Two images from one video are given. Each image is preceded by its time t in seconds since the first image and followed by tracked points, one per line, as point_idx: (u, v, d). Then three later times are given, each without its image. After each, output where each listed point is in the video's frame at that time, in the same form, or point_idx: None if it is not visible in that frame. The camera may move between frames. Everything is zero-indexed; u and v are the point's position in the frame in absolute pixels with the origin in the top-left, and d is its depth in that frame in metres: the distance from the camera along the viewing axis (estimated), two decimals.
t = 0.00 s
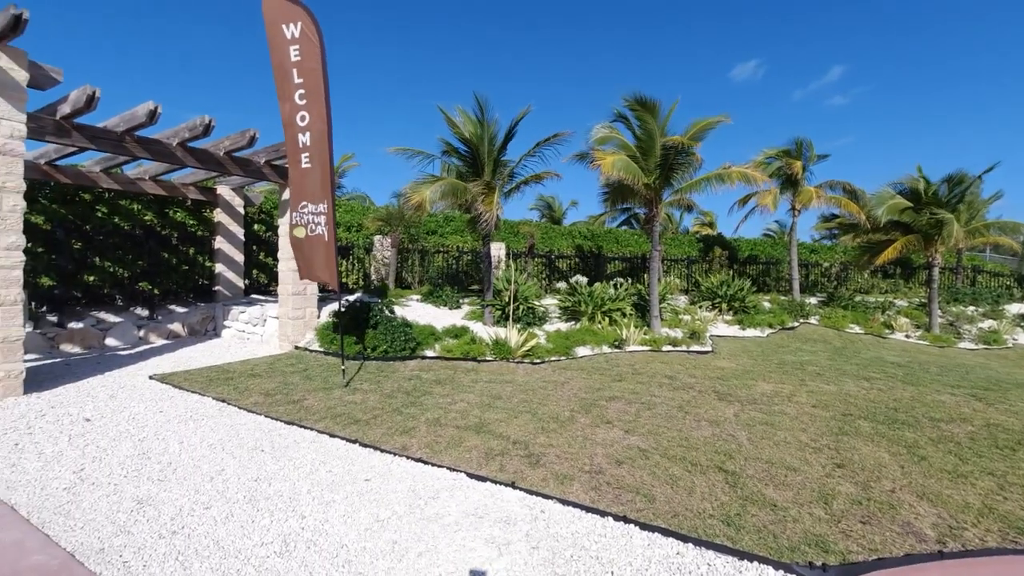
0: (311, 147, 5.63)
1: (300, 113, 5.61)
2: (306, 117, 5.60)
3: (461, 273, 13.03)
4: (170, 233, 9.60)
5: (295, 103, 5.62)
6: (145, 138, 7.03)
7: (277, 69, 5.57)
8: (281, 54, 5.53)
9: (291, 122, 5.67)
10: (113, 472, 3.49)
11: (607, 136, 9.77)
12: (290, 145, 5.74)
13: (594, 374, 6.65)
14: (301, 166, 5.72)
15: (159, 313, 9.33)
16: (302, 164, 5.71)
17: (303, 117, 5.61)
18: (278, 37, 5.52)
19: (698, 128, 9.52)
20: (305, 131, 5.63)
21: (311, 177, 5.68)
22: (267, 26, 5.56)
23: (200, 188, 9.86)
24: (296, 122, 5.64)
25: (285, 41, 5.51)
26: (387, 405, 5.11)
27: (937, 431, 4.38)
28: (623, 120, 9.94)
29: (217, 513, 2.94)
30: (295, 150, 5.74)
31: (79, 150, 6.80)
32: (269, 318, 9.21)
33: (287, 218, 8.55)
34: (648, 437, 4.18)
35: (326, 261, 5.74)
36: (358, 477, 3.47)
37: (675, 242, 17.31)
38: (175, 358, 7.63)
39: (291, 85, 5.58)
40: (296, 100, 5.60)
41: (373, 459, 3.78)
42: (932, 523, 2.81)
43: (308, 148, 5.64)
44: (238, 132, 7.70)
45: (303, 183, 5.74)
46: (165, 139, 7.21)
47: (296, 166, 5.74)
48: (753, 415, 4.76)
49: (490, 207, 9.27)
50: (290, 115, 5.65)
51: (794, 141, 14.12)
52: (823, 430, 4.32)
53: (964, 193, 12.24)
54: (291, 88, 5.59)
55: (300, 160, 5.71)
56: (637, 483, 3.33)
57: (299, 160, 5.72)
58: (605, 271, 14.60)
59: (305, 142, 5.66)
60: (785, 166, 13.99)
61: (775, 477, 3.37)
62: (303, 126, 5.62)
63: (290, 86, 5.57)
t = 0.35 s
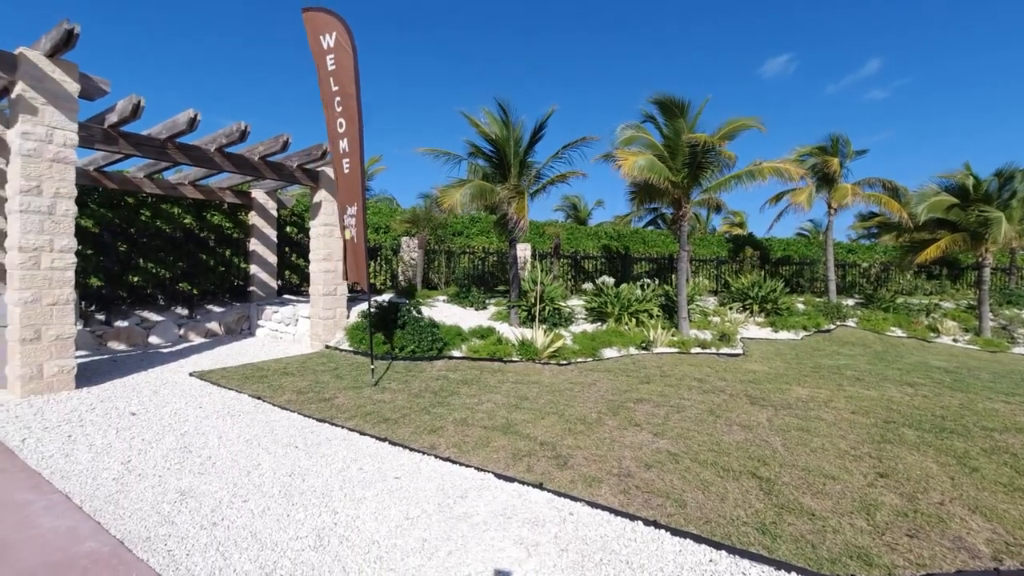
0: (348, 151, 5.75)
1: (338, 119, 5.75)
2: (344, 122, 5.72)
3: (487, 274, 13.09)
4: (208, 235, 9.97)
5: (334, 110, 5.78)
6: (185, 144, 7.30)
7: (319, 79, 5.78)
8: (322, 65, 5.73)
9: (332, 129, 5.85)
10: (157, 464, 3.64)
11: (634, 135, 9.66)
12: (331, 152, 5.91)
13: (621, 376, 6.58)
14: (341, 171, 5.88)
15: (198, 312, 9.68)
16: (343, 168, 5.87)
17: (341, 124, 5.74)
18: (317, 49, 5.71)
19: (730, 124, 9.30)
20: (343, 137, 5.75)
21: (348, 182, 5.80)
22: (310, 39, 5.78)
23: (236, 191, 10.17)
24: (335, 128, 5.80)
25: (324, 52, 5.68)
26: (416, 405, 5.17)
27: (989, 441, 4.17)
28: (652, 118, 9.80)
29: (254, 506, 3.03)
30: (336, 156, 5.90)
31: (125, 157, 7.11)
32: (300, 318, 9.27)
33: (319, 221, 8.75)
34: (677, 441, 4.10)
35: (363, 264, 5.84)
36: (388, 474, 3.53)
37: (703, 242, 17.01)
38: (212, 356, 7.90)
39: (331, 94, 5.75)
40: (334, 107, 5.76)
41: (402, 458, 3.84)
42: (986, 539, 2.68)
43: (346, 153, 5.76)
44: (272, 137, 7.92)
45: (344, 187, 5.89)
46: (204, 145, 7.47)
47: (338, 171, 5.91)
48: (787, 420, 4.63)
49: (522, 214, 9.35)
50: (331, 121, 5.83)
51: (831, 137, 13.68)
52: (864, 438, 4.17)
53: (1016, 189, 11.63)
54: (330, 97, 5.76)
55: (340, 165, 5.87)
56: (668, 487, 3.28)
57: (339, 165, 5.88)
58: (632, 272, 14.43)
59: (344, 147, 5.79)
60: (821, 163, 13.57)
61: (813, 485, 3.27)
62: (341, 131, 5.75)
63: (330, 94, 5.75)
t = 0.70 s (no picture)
0: (363, 156, 5.83)
1: (354, 125, 5.85)
2: (359, 128, 5.81)
3: (513, 275, 13.10)
4: (243, 237, 10.28)
5: (350, 116, 5.88)
6: (222, 150, 7.54)
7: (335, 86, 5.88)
8: (336, 74, 5.84)
9: (348, 135, 5.96)
10: (197, 457, 3.77)
11: (661, 134, 9.54)
12: (348, 157, 6.02)
13: (649, 378, 6.48)
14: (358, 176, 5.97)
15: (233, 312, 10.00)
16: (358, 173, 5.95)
17: (356, 130, 5.83)
18: (332, 58, 5.83)
19: (762, 123, 9.06)
20: (359, 142, 5.84)
21: (365, 187, 5.89)
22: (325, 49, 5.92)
23: (269, 195, 10.46)
24: (351, 134, 5.89)
25: (338, 60, 5.79)
26: (443, 405, 5.21)
27: None
28: (680, 118, 9.66)
29: (288, 501, 3.11)
30: (353, 161, 6.01)
31: (166, 163, 7.39)
32: (331, 318, 9.42)
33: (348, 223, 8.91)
34: (708, 446, 4.02)
35: (380, 267, 5.89)
36: (416, 473, 3.57)
37: (733, 243, 16.67)
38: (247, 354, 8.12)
39: (346, 101, 5.86)
40: (350, 114, 5.86)
41: (430, 457, 3.87)
42: None
43: (361, 158, 5.84)
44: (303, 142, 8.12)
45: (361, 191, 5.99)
46: (240, 150, 7.71)
47: (355, 176, 6.00)
48: (824, 427, 4.48)
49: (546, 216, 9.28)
50: (347, 127, 5.94)
51: (869, 133, 13.19)
52: (908, 447, 4.00)
53: None
54: (346, 103, 5.86)
55: (356, 171, 5.97)
56: (699, 493, 3.22)
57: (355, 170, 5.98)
58: (660, 272, 14.22)
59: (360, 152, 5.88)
60: (859, 160, 13.09)
61: (853, 495, 3.16)
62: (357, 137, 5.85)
63: (345, 101, 5.85)
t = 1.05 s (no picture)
0: (388, 158, 5.90)
1: (378, 127, 5.92)
2: (385, 130, 5.89)
3: (539, 275, 13.08)
4: (276, 239, 10.55)
5: (374, 118, 5.95)
6: (258, 155, 7.79)
7: (359, 89, 5.94)
8: (361, 77, 5.91)
9: (369, 137, 6.00)
10: (234, 452, 3.89)
11: (691, 132, 9.35)
12: (368, 159, 6.05)
13: (678, 381, 6.37)
14: (379, 178, 6.01)
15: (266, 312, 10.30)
16: (381, 175, 5.99)
17: (382, 132, 5.90)
18: (357, 61, 5.91)
19: (794, 119, 8.81)
20: (384, 144, 5.91)
21: (389, 188, 5.96)
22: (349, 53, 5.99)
23: (301, 198, 10.73)
24: (374, 136, 5.94)
25: (365, 63, 5.88)
26: (470, 405, 5.23)
27: None
28: (709, 116, 9.48)
29: (321, 497, 3.17)
30: (374, 163, 6.04)
31: (204, 168, 7.66)
32: (359, 319, 9.57)
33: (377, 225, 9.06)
34: (740, 451, 3.93)
35: (408, 269, 5.92)
36: (444, 473, 3.59)
37: (765, 243, 16.25)
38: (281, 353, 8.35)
39: (370, 103, 5.92)
40: (374, 116, 5.93)
41: (457, 457, 3.89)
42: None
43: (386, 159, 5.91)
44: (334, 146, 8.31)
45: (382, 193, 6.03)
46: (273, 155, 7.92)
47: (376, 178, 6.03)
48: (864, 435, 4.31)
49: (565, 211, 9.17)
50: (369, 130, 5.98)
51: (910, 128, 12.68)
52: (958, 458, 3.81)
53: None
54: (369, 106, 5.94)
55: (377, 172, 6.01)
56: (732, 500, 3.14)
57: (377, 171, 6.01)
58: (688, 273, 13.96)
59: (383, 154, 5.95)
60: (899, 156, 12.58)
61: (898, 507, 3.03)
62: (382, 139, 5.91)
63: (370, 103, 5.91)
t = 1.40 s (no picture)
0: (428, 160, 5.99)
1: (419, 129, 6.02)
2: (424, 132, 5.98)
3: (563, 276, 13.03)
4: (305, 241, 10.81)
5: (415, 121, 6.07)
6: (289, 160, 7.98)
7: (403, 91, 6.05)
8: (404, 79, 6.01)
9: (412, 138, 6.12)
10: (267, 448, 4.00)
11: (719, 132, 9.15)
12: (410, 160, 6.17)
13: (705, 384, 6.25)
14: (420, 178, 6.13)
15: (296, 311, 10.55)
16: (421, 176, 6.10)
17: (422, 134, 6.00)
18: (402, 63, 6.00)
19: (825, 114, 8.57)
20: (424, 146, 6.01)
21: (429, 189, 6.04)
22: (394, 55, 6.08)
23: (329, 201, 10.95)
24: (415, 138, 6.07)
25: (408, 66, 5.96)
26: (494, 406, 5.24)
27: None
28: (737, 113, 9.27)
29: (350, 494, 3.23)
30: (415, 164, 6.16)
31: (238, 172, 7.89)
32: (386, 319, 9.69)
33: (403, 227, 9.18)
34: (772, 458, 3.83)
35: (440, 269, 6.07)
36: (470, 472, 3.61)
37: (796, 243, 15.84)
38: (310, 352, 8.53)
39: (412, 106, 6.04)
40: (415, 118, 6.04)
41: (483, 457, 3.91)
42: None
43: (426, 161, 6.01)
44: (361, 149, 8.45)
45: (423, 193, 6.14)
46: (303, 159, 8.11)
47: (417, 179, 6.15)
48: (905, 443, 4.14)
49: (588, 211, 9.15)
50: (411, 131, 6.11)
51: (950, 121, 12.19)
52: (1009, 470, 3.63)
53: None
54: (411, 109, 6.06)
55: (418, 173, 6.13)
56: (764, 507, 3.06)
57: (418, 172, 6.13)
58: (716, 275, 13.69)
59: (424, 156, 6.05)
60: (939, 150, 12.09)
61: (943, 520, 2.91)
62: (422, 141, 6.01)
63: (412, 105, 6.02)
